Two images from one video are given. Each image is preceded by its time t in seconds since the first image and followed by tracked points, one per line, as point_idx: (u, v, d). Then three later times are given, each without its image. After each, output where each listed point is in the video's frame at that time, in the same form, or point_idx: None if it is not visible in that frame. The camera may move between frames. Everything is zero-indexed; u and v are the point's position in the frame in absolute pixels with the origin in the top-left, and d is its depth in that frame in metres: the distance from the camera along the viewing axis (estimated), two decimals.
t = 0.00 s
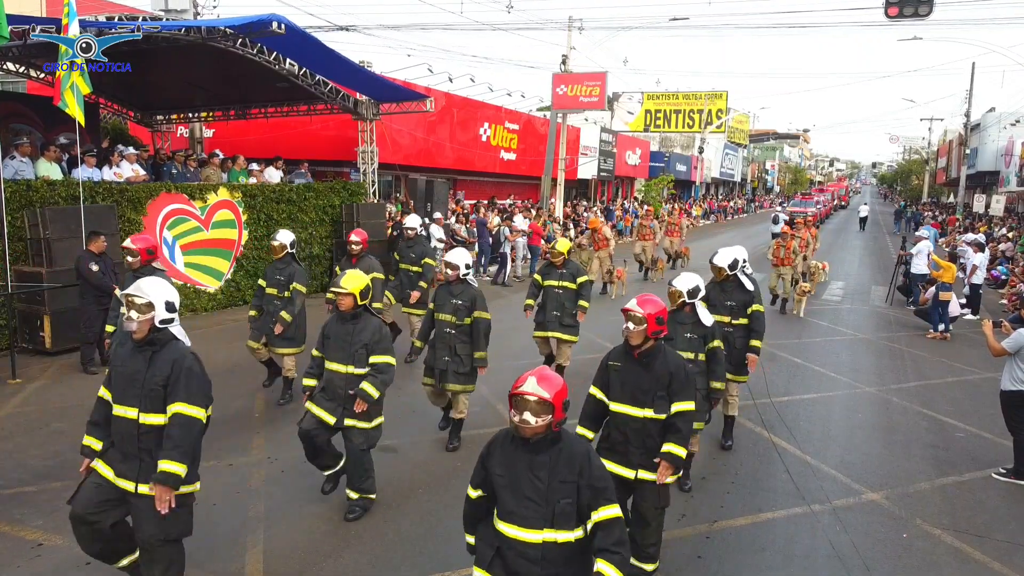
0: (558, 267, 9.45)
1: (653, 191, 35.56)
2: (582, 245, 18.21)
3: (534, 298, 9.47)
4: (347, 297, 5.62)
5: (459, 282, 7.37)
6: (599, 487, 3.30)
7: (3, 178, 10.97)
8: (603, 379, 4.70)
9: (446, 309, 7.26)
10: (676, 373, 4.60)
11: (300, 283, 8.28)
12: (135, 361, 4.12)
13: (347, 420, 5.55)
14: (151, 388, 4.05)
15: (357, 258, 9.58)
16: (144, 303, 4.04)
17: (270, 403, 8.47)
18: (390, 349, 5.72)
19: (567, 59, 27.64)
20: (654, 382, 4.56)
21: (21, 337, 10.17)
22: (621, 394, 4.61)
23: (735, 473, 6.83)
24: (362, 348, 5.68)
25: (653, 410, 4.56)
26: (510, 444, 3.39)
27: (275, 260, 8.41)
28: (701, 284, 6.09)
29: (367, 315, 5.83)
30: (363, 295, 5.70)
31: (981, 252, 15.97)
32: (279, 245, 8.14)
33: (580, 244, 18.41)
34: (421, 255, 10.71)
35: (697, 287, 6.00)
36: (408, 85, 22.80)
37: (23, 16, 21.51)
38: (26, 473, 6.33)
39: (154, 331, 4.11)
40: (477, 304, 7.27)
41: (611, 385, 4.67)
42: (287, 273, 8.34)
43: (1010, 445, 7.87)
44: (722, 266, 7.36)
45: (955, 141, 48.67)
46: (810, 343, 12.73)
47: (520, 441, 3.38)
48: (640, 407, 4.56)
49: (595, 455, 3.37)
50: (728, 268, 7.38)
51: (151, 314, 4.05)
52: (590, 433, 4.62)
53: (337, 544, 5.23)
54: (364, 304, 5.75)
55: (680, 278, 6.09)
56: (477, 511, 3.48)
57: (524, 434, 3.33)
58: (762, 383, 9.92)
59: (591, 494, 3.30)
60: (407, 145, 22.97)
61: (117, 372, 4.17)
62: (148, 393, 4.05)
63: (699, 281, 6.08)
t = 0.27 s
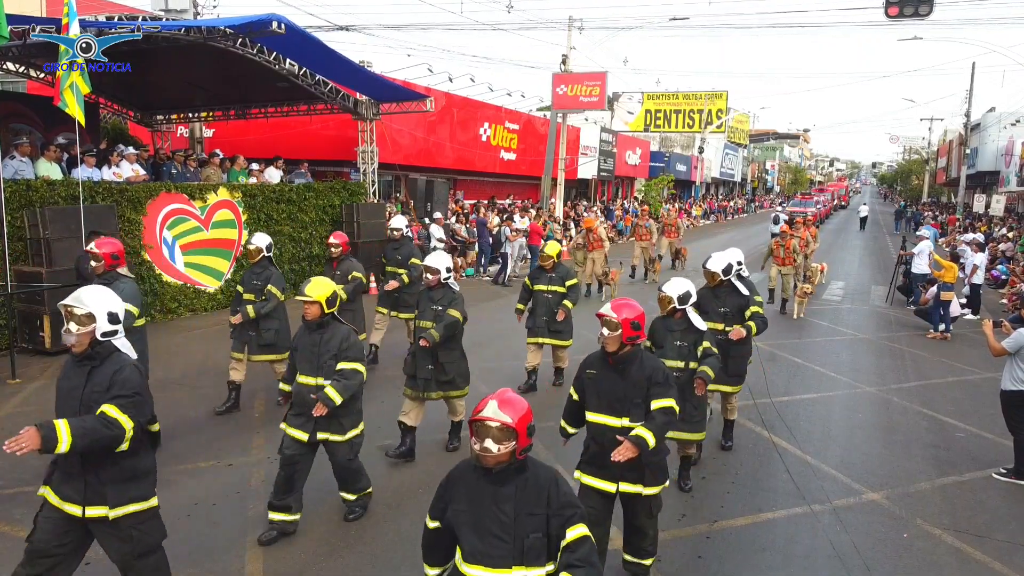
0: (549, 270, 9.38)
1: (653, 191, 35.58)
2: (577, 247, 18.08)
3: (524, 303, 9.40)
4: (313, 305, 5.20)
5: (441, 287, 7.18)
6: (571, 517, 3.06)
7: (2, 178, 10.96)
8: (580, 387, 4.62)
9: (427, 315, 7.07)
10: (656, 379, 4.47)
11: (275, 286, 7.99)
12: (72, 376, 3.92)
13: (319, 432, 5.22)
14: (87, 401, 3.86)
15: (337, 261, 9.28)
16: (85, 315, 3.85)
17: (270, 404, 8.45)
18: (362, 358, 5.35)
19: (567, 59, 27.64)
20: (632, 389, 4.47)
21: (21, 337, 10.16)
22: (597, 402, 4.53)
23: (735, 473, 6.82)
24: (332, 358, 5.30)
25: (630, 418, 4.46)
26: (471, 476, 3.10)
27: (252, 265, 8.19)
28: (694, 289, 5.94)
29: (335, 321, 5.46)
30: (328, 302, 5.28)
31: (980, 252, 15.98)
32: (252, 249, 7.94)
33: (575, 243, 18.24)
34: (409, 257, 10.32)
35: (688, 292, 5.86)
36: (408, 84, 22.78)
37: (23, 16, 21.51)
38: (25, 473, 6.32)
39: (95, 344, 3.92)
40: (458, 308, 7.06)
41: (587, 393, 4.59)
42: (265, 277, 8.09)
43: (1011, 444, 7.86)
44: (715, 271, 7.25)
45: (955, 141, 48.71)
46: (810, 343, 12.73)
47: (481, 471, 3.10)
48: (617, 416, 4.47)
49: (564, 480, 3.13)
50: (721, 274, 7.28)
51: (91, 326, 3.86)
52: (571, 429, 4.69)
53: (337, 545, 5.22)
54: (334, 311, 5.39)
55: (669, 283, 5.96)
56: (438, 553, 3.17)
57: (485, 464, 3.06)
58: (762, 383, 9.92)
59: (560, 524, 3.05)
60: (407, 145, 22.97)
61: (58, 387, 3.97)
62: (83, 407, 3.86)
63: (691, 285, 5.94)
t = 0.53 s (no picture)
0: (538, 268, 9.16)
1: (653, 189, 35.58)
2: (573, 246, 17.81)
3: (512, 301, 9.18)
4: (277, 305, 4.90)
5: (418, 285, 6.54)
6: (541, 524, 3.00)
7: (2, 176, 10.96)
8: (558, 393, 4.26)
9: (405, 316, 6.48)
10: (641, 385, 4.18)
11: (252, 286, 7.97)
12: None
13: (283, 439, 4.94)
14: (21, 410, 3.53)
15: (316, 260, 9.21)
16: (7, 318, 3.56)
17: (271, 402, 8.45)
18: (335, 361, 5.09)
19: (567, 56, 27.61)
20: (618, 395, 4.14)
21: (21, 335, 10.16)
22: (577, 410, 4.19)
23: (735, 471, 6.82)
24: (298, 360, 4.98)
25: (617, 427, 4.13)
26: (430, 490, 2.94)
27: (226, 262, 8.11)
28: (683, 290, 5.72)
29: (304, 322, 5.16)
30: (294, 302, 4.99)
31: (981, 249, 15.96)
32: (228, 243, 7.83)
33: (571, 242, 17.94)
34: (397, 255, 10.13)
35: (679, 292, 5.63)
36: (408, 82, 22.75)
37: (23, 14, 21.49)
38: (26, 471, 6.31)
39: (22, 349, 3.60)
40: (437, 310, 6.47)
41: (567, 400, 4.23)
42: (239, 275, 8.03)
43: (1011, 442, 7.86)
44: (710, 269, 6.81)
45: (955, 139, 48.70)
46: (811, 341, 12.74)
47: (442, 483, 2.95)
48: (599, 425, 4.14)
49: (531, 490, 3.05)
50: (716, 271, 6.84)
51: (18, 329, 3.58)
52: (549, 460, 4.09)
53: (338, 543, 5.22)
54: (302, 311, 5.07)
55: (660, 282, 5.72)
56: None
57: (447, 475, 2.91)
58: (762, 381, 9.92)
59: (528, 535, 2.98)
60: (407, 142, 22.93)
61: None
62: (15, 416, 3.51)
63: (681, 285, 5.72)
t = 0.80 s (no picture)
0: (530, 268, 8.78)
1: (654, 186, 35.56)
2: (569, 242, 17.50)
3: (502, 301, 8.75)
4: (252, 312, 4.54)
5: (403, 288, 6.18)
6: (530, 561, 2.79)
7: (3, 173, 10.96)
8: (547, 400, 4.08)
9: (390, 320, 6.08)
10: (637, 394, 3.98)
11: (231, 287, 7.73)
12: None
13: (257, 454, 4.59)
14: None
15: (304, 260, 8.42)
16: None
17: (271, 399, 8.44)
18: (314, 372, 4.76)
19: (567, 53, 27.56)
20: (612, 408, 3.94)
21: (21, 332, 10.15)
22: (569, 421, 4.00)
23: (735, 468, 6.82)
24: (274, 371, 4.61)
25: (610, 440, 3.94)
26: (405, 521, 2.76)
27: (206, 265, 7.91)
28: (679, 293, 5.46)
29: (281, 330, 4.78)
30: (271, 309, 4.62)
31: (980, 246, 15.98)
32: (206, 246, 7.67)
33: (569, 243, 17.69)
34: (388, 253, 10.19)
35: (675, 295, 5.35)
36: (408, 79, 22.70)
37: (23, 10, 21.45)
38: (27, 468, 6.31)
39: None
40: (427, 314, 6.12)
41: (557, 409, 4.03)
42: (221, 278, 7.81)
43: (1011, 439, 7.86)
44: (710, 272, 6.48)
45: (955, 136, 48.70)
46: (811, 338, 12.76)
47: (419, 517, 2.75)
48: (592, 438, 3.94)
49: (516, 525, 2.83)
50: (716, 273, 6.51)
51: None
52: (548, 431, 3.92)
53: (338, 539, 5.22)
54: (278, 317, 4.71)
55: (656, 284, 5.46)
56: None
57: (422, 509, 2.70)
58: (762, 378, 9.93)
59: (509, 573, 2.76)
60: (408, 139, 22.91)
61: None
62: None
63: (677, 288, 5.45)
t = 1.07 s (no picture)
0: (523, 267, 8.61)
1: (654, 182, 35.54)
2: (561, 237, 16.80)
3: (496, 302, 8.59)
4: (217, 313, 4.38)
5: (384, 290, 6.10)
6: None
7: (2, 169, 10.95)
8: (535, 415, 3.85)
9: (368, 323, 6.00)
10: (622, 408, 3.67)
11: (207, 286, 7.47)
12: None
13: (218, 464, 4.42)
14: None
15: (285, 257, 8.32)
16: None
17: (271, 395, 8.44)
18: (273, 381, 4.54)
19: (567, 49, 27.50)
20: (597, 425, 3.65)
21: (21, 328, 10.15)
22: (555, 436, 3.74)
23: (736, 464, 6.81)
24: (236, 377, 4.46)
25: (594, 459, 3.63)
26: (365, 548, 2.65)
27: (184, 262, 7.58)
28: (673, 292, 5.25)
29: (247, 333, 4.59)
30: (236, 310, 4.44)
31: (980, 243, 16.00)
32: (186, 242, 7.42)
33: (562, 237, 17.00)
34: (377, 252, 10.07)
35: (669, 294, 5.16)
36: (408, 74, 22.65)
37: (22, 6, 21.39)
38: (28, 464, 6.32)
39: None
40: (404, 318, 6.00)
41: (543, 424, 3.81)
42: (197, 275, 7.51)
43: (1011, 435, 7.87)
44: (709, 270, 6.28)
45: (955, 132, 48.68)
46: (811, 334, 12.77)
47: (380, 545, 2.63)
48: (575, 456, 3.67)
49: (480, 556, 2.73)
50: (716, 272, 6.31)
51: None
52: (521, 485, 3.87)
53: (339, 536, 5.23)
54: (246, 320, 4.57)
55: (648, 284, 5.25)
56: None
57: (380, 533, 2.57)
58: (763, 374, 9.94)
59: None
60: (407, 135, 22.87)
61: None
62: None
63: (671, 287, 5.24)
